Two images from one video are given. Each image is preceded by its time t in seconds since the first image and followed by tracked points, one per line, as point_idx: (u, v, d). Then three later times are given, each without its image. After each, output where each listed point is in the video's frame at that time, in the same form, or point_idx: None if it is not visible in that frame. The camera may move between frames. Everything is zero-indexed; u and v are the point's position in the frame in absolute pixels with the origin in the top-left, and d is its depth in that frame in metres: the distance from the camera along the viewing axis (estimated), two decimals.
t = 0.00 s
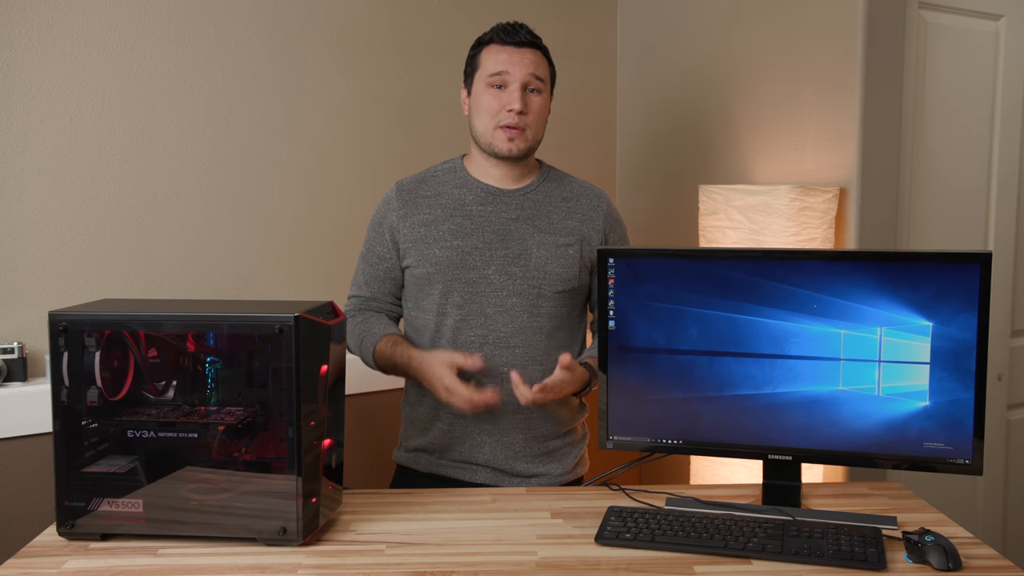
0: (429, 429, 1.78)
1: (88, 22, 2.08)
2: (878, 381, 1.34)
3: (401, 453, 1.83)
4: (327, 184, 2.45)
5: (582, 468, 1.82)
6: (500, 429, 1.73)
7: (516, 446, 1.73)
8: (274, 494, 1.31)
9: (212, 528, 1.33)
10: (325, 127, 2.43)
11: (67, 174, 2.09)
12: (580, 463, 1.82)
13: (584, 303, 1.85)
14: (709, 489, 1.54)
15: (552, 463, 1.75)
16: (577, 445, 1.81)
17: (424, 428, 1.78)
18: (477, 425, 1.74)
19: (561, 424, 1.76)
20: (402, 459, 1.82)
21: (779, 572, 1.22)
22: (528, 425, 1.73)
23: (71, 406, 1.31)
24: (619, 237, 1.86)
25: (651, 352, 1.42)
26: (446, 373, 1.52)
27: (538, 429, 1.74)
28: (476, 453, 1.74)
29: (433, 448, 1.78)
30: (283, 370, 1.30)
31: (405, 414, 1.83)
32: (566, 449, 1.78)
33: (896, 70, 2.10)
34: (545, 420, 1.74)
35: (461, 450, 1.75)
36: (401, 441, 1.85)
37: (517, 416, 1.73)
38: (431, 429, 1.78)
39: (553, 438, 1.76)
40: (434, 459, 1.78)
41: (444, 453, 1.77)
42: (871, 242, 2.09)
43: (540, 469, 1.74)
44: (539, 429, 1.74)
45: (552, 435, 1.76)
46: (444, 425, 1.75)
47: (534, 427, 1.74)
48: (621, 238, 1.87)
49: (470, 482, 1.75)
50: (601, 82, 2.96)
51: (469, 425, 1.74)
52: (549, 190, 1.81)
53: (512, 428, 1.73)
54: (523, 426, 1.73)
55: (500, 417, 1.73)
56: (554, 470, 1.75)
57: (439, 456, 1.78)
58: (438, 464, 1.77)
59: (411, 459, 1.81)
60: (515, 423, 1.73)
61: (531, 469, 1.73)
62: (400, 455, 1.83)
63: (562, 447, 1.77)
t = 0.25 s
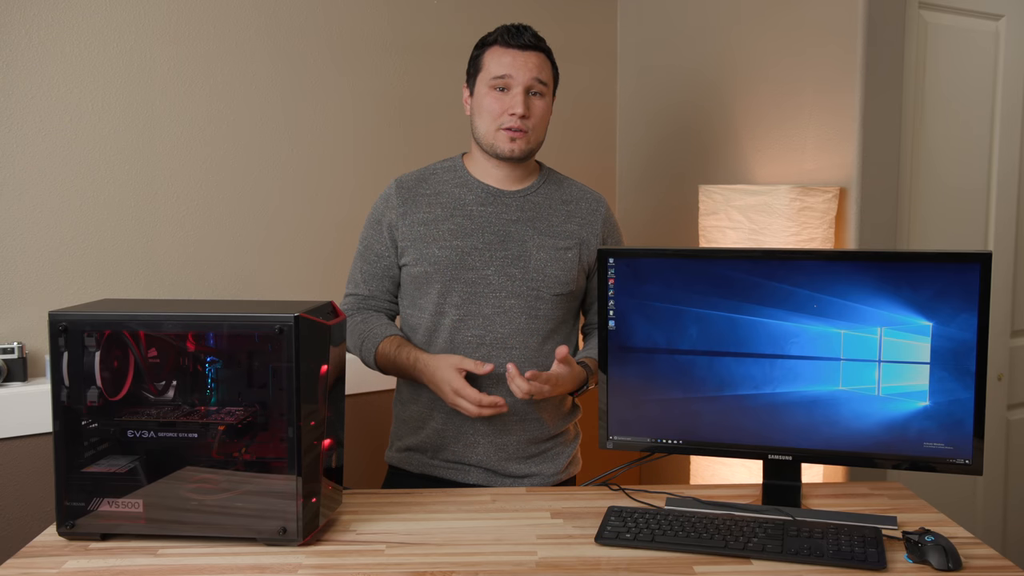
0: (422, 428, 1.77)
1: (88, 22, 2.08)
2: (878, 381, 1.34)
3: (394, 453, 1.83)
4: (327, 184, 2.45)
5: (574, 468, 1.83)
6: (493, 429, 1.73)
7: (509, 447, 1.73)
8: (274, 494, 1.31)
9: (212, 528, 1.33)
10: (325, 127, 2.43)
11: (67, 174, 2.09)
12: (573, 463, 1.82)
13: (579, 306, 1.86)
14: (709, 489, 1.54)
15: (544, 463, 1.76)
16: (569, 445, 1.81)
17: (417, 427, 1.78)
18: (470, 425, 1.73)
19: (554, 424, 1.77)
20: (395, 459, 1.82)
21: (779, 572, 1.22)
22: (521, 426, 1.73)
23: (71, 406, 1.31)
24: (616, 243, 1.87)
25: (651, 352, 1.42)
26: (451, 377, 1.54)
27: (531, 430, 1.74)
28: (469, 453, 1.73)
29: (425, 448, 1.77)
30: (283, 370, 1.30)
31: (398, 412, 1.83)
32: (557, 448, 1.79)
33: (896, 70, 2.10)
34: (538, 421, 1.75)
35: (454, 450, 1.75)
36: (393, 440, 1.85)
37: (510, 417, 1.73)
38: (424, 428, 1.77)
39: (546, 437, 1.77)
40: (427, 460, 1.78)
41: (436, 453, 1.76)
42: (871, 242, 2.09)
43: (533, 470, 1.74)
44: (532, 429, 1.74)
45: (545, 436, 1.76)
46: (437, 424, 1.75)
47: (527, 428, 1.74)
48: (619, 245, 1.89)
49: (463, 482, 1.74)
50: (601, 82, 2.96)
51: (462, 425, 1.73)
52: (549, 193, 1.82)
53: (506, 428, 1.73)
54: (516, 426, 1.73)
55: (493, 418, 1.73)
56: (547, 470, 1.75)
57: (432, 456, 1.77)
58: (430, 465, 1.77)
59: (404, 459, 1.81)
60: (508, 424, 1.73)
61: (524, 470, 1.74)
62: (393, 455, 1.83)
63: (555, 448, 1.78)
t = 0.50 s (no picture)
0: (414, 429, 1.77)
1: (88, 22, 2.08)
2: (878, 381, 1.34)
3: (386, 453, 1.82)
4: (328, 184, 2.45)
5: (568, 468, 1.83)
6: (487, 431, 1.73)
7: (503, 448, 1.73)
8: (274, 494, 1.31)
9: (212, 528, 1.33)
10: (325, 127, 2.43)
11: (67, 174, 2.09)
12: (566, 462, 1.83)
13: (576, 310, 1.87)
14: (709, 489, 1.54)
15: (537, 463, 1.76)
16: (562, 445, 1.81)
17: (409, 426, 1.78)
18: (463, 426, 1.73)
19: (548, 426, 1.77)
20: (388, 459, 1.82)
21: (779, 572, 1.22)
22: (515, 428, 1.74)
23: (71, 406, 1.31)
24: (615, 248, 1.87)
25: (651, 352, 1.42)
26: (441, 366, 1.56)
27: (524, 431, 1.74)
28: (462, 454, 1.74)
29: (418, 448, 1.77)
30: (283, 370, 1.30)
31: (391, 410, 1.83)
32: (551, 449, 1.79)
33: (896, 70, 2.10)
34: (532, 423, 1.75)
35: (446, 452, 1.75)
36: (386, 439, 1.84)
37: (504, 419, 1.73)
38: (417, 429, 1.77)
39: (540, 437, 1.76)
40: (419, 460, 1.78)
41: (429, 454, 1.76)
42: (871, 242, 2.09)
43: (526, 470, 1.75)
44: (525, 431, 1.74)
45: (538, 437, 1.77)
46: (431, 425, 1.75)
47: (521, 430, 1.74)
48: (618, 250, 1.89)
49: (455, 483, 1.75)
50: (601, 82, 2.96)
51: (455, 426, 1.74)
52: (549, 197, 1.82)
53: (499, 430, 1.73)
54: (510, 428, 1.73)
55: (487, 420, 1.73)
56: (540, 470, 1.76)
57: (424, 457, 1.77)
58: (423, 466, 1.77)
59: (396, 459, 1.81)
60: (502, 426, 1.73)
61: (517, 470, 1.74)
62: (385, 455, 1.82)
63: (548, 449, 1.78)
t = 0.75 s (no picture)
0: (411, 429, 1.77)
1: (88, 22, 2.08)
2: (878, 381, 1.34)
3: (382, 452, 1.82)
4: (328, 184, 2.45)
5: (565, 468, 1.83)
6: (483, 431, 1.73)
7: (499, 448, 1.73)
8: (274, 494, 1.31)
9: (211, 528, 1.33)
10: (325, 127, 2.43)
11: (67, 174, 2.09)
12: (563, 462, 1.83)
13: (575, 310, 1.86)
14: (709, 489, 1.54)
15: (533, 464, 1.76)
16: (558, 446, 1.81)
17: (405, 426, 1.77)
18: (458, 426, 1.73)
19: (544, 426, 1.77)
20: (383, 458, 1.81)
21: (779, 572, 1.22)
22: (511, 428, 1.74)
23: (71, 406, 1.31)
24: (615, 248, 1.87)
25: (651, 352, 1.43)
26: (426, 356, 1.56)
27: (521, 432, 1.74)
28: (457, 454, 1.74)
29: (413, 448, 1.77)
30: (283, 370, 1.30)
31: (386, 409, 1.82)
32: (547, 449, 1.79)
33: (896, 70, 2.10)
34: (527, 423, 1.75)
35: (443, 451, 1.75)
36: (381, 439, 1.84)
37: (500, 419, 1.73)
38: (414, 428, 1.76)
39: (536, 436, 1.77)
40: (415, 460, 1.77)
41: (425, 454, 1.76)
42: (871, 242, 2.09)
43: (521, 471, 1.75)
44: (521, 431, 1.74)
45: (535, 438, 1.77)
46: (426, 424, 1.75)
47: (516, 430, 1.74)
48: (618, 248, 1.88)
49: (451, 483, 1.75)
50: (601, 82, 2.96)
51: (450, 425, 1.74)
52: (547, 197, 1.81)
53: (494, 430, 1.73)
54: (506, 429, 1.74)
55: (483, 420, 1.73)
56: (536, 471, 1.76)
57: (420, 456, 1.77)
58: (419, 465, 1.77)
59: (392, 458, 1.80)
60: (498, 426, 1.73)
61: (513, 471, 1.74)
62: (381, 454, 1.82)
63: (544, 449, 1.78)
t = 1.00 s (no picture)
0: (412, 429, 1.77)
1: (88, 22, 2.08)
2: (878, 381, 1.34)
3: (385, 452, 1.82)
4: (328, 184, 2.45)
5: (568, 469, 1.82)
6: (483, 431, 1.73)
7: (499, 448, 1.73)
8: (274, 494, 1.31)
9: (212, 528, 1.33)
10: (325, 127, 2.43)
11: (67, 174, 2.09)
12: (566, 463, 1.82)
13: (577, 309, 1.86)
14: (709, 489, 1.54)
15: (535, 465, 1.76)
16: (561, 446, 1.81)
17: (407, 426, 1.78)
18: (458, 426, 1.74)
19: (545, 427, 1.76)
20: (386, 458, 1.82)
21: (779, 572, 1.22)
22: (512, 428, 1.73)
23: (71, 406, 1.31)
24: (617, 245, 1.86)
25: (651, 352, 1.42)
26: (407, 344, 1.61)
27: (521, 432, 1.74)
28: (458, 454, 1.74)
29: (415, 448, 1.77)
30: (283, 370, 1.30)
31: (390, 410, 1.83)
32: (549, 450, 1.78)
33: (896, 70, 2.10)
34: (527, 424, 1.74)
35: (444, 451, 1.75)
36: (385, 439, 1.85)
37: (500, 419, 1.73)
38: (415, 429, 1.77)
39: (537, 435, 1.76)
40: (417, 460, 1.78)
41: (426, 454, 1.76)
42: (871, 242, 2.09)
43: (523, 471, 1.74)
44: (522, 431, 1.74)
45: (536, 438, 1.76)
46: (427, 424, 1.75)
47: (516, 431, 1.74)
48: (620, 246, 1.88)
49: (452, 483, 1.75)
50: (601, 82, 2.96)
51: (451, 425, 1.74)
52: (547, 196, 1.81)
53: (494, 430, 1.73)
54: (506, 429, 1.73)
55: (483, 420, 1.73)
56: (538, 471, 1.75)
57: (422, 456, 1.77)
58: (420, 465, 1.77)
59: (394, 458, 1.81)
60: (498, 425, 1.73)
61: (514, 471, 1.74)
62: (384, 454, 1.83)
63: (546, 449, 1.77)
